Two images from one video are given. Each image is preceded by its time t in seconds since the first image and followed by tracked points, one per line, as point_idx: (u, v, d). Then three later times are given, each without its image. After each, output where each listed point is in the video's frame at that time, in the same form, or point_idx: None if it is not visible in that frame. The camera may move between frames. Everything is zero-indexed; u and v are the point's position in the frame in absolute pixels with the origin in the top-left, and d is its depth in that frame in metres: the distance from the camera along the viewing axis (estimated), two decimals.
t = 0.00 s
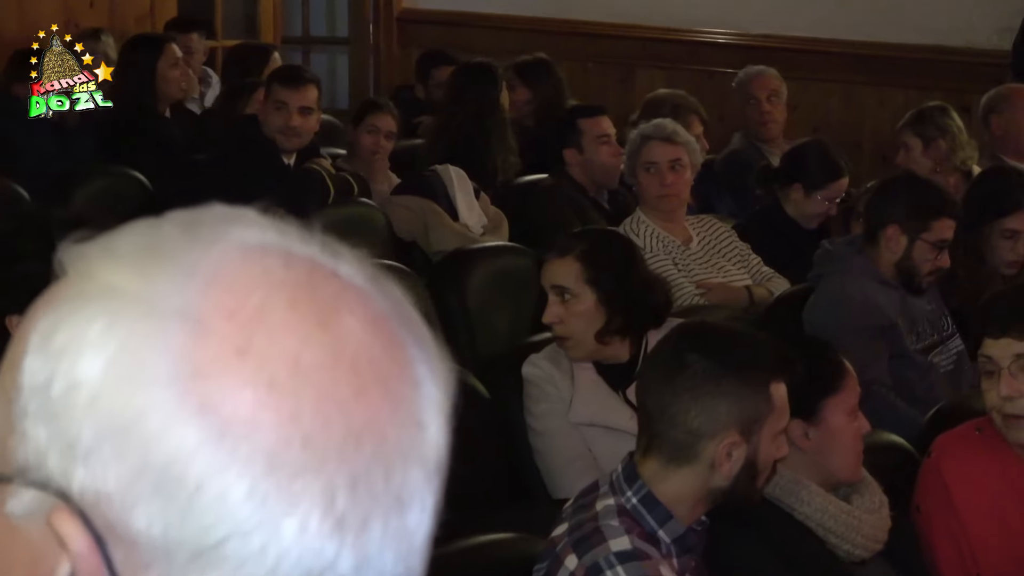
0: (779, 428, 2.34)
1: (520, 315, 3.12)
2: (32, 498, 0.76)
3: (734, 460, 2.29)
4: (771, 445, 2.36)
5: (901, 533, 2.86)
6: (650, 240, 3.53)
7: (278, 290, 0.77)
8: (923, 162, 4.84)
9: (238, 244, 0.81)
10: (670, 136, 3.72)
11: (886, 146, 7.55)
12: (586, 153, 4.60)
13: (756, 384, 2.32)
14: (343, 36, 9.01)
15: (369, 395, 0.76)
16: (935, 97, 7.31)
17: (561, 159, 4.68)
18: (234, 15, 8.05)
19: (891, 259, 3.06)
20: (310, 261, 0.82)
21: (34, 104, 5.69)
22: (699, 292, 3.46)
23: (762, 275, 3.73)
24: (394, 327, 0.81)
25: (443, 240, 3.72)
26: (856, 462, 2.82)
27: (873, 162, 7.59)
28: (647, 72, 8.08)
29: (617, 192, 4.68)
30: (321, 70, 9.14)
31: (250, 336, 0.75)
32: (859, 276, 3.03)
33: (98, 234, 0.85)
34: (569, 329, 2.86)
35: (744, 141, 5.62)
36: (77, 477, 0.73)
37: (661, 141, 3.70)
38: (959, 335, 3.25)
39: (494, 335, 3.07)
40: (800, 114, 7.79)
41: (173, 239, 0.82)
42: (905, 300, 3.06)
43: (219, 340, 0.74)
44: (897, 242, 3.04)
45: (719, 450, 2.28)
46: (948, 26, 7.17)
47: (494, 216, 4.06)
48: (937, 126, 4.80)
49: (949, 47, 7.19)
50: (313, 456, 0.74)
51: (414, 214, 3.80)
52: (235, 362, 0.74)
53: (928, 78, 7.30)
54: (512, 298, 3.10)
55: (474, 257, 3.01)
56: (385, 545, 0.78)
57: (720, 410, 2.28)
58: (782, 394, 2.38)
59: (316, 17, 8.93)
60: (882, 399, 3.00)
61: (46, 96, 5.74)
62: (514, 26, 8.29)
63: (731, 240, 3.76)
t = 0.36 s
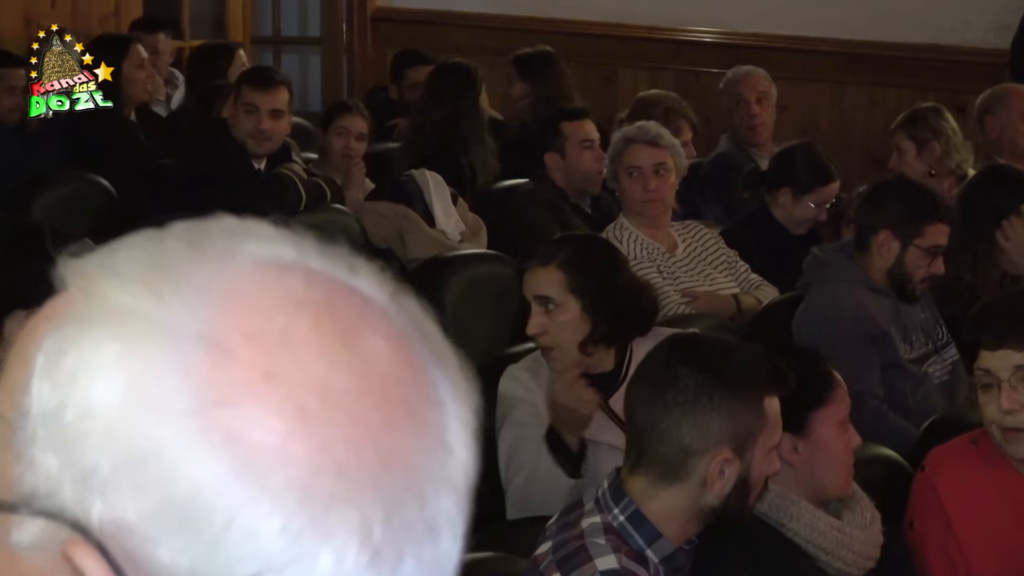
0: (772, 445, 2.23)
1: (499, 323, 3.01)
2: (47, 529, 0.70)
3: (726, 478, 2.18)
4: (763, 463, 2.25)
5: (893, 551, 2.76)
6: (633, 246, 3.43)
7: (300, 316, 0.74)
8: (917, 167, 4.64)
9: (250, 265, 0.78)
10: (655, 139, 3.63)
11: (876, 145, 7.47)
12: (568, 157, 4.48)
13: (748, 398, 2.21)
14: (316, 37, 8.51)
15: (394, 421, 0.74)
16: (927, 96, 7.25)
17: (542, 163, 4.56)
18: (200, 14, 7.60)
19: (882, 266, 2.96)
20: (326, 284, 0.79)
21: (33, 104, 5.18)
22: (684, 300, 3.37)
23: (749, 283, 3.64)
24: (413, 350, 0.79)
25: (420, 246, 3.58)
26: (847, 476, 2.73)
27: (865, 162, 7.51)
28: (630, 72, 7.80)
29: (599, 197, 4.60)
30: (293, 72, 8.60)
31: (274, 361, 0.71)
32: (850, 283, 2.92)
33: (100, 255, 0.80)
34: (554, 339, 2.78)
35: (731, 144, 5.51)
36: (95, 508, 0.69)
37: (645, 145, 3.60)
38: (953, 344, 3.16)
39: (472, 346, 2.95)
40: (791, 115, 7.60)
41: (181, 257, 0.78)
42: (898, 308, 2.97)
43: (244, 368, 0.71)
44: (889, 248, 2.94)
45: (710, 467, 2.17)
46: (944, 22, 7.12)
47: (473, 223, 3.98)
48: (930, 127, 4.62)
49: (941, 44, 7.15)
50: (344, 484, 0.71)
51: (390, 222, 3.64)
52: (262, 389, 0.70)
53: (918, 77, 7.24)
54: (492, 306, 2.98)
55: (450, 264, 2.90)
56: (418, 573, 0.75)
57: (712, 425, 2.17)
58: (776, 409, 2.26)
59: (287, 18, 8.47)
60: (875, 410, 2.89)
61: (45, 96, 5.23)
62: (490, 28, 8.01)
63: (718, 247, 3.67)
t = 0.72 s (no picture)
0: (770, 457, 2.12)
1: (487, 330, 2.91)
2: (52, 530, 0.69)
3: (723, 491, 2.07)
4: (760, 475, 2.15)
5: (892, 567, 2.66)
6: (624, 250, 3.33)
7: (316, 321, 0.72)
8: (918, 166, 4.54)
9: (269, 270, 0.76)
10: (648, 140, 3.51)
11: (876, 148, 7.45)
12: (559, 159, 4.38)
13: (744, 408, 2.10)
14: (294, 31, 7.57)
15: (406, 427, 0.72)
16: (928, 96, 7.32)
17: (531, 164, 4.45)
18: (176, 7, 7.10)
19: (882, 272, 2.87)
20: (345, 285, 0.77)
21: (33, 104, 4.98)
22: (677, 307, 3.28)
23: (746, 288, 3.54)
24: (429, 354, 0.77)
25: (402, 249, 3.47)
26: (847, 488, 2.63)
27: (865, 165, 7.47)
28: (622, 68, 7.38)
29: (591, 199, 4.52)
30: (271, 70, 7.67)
31: (288, 367, 0.70)
32: (846, 288, 2.84)
33: (121, 258, 0.79)
34: (541, 348, 2.68)
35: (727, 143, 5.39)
36: (96, 508, 0.67)
37: (637, 145, 3.50)
38: (956, 351, 3.06)
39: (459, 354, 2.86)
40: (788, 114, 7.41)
41: (200, 262, 0.76)
42: (898, 313, 2.87)
43: (258, 371, 0.69)
44: (889, 252, 2.84)
45: (706, 479, 2.06)
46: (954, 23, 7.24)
47: (458, 227, 3.88)
48: (934, 126, 4.52)
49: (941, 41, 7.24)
50: (353, 491, 0.69)
51: (373, 225, 3.56)
52: (273, 393, 0.69)
53: (921, 75, 7.28)
54: (479, 310, 2.87)
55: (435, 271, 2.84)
56: None
57: (707, 436, 2.07)
58: (774, 418, 2.16)
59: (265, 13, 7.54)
60: (876, 420, 2.79)
61: (46, 95, 5.01)
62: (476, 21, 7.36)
63: (712, 250, 3.57)
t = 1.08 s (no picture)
0: (773, 468, 2.01)
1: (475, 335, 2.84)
2: None
3: (725, 503, 1.97)
4: (763, 487, 2.03)
5: None
6: (623, 253, 3.22)
7: (241, 308, 0.59)
8: (928, 166, 4.44)
9: (205, 248, 0.63)
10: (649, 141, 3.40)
11: (884, 148, 7.06)
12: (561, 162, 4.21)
13: (747, 417, 1.99)
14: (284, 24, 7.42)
15: (346, 427, 0.58)
16: (936, 93, 6.91)
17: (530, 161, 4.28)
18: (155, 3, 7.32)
19: (890, 275, 2.76)
20: (281, 270, 0.63)
21: (35, 104, 4.92)
22: (678, 312, 3.19)
23: (748, 292, 3.44)
24: (382, 345, 0.62)
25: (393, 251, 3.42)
26: (853, 500, 2.52)
27: (872, 166, 7.11)
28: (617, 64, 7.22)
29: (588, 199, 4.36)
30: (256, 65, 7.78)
31: (206, 357, 0.57)
32: (854, 292, 2.73)
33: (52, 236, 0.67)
34: (536, 350, 2.54)
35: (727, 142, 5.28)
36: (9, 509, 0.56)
37: (634, 144, 3.38)
38: (967, 359, 2.95)
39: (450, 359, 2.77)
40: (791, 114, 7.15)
41: (124, 236, 0.63)
42: (906, 319, 2.76)
43: (181, 362, 0.56)
44: (897, 255, 2.74)
45: (706, 491, 1.96)
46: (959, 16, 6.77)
47: (450, 229, 3.80)
48: (944, 125, 4.42)
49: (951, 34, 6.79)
50: (280, 497, 0.56)
51: (361, 226, 3.49)
52: (194, 388, 0.56)
53: (932, 72, 6.86)
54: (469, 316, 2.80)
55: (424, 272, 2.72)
56: None
57: (708, 446, 1.96)
58: (776, 427, 2.05)
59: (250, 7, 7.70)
60: (883, 429, 2.68)
61: (47, 96, 5.00)
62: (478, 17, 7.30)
63: (713, 253, 3.47)
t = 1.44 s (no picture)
0: (779, 477, 1.88)
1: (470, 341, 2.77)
2: None
3: (728, 515, 1.84)
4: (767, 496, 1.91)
5: None
6: (623, 255, 3.13)
7: (159, 299, 0.48)
8: (939, 165, 4.34)
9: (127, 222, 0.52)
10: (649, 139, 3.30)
11: (893, 144, 6.95)
12: (565, 164, 4.07)
13: (752, 424, 1.86)
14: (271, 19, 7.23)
15: (268, 441, 0.48)
16: (948, 88, 6.80)
17: (533, 157, 4.11)
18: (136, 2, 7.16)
19: (899, 278, 2.66)
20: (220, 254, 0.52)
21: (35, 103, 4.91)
22: (680, 315, 3.09)
23: (752, 295, 3.35)
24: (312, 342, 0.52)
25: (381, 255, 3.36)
26: (861, 511, 2.43)
27: (881, 162, 6.98)
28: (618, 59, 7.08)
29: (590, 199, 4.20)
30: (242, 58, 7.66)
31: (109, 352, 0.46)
32: (862, 295, 2.63)
33: None
34: (530, 356, 2.45)
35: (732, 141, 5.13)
36: None
37: (634, 142, 3.28)
38: (979, 365, 2.85)
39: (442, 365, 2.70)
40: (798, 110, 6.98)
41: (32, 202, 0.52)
42: (917, 324, 2.66)
43: (78, 361, 0.46)
44: (907, 258, 2.64)
45: (709, 501, 1.83)
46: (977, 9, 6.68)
47: (443, 230, 3.71)
48: (957, 123, 4.31)
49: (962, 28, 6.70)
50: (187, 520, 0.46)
51: (351, 227, 3.43)
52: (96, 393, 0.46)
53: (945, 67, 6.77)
54: (461, 322, 2.73)
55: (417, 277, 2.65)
56: None
57: (711, 455, 1.83)
58: (781, 435, 1.91)
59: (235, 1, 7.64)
60: (892, 438, 2.58)
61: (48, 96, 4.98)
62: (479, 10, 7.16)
63: (716, 254, 3.37)
